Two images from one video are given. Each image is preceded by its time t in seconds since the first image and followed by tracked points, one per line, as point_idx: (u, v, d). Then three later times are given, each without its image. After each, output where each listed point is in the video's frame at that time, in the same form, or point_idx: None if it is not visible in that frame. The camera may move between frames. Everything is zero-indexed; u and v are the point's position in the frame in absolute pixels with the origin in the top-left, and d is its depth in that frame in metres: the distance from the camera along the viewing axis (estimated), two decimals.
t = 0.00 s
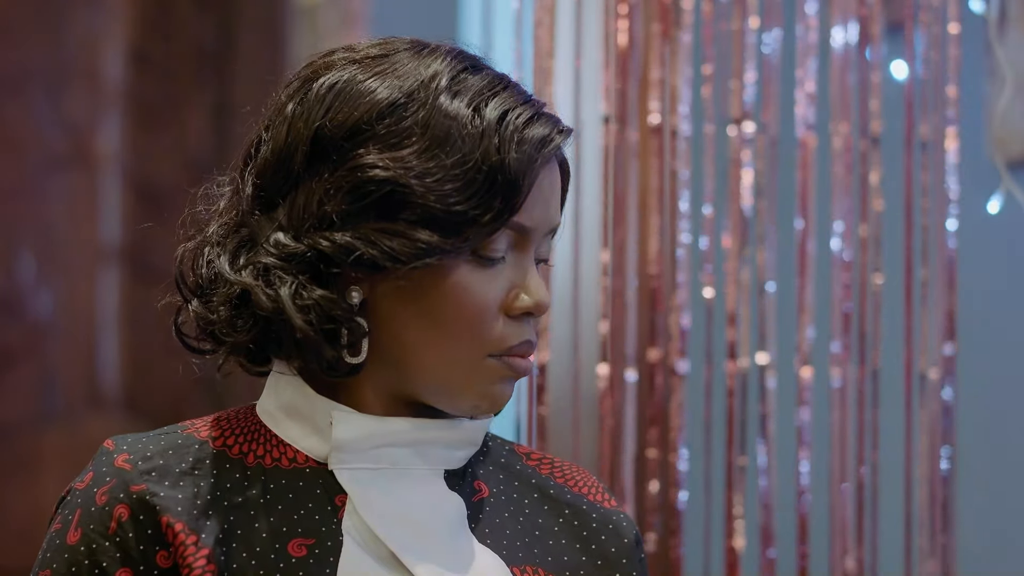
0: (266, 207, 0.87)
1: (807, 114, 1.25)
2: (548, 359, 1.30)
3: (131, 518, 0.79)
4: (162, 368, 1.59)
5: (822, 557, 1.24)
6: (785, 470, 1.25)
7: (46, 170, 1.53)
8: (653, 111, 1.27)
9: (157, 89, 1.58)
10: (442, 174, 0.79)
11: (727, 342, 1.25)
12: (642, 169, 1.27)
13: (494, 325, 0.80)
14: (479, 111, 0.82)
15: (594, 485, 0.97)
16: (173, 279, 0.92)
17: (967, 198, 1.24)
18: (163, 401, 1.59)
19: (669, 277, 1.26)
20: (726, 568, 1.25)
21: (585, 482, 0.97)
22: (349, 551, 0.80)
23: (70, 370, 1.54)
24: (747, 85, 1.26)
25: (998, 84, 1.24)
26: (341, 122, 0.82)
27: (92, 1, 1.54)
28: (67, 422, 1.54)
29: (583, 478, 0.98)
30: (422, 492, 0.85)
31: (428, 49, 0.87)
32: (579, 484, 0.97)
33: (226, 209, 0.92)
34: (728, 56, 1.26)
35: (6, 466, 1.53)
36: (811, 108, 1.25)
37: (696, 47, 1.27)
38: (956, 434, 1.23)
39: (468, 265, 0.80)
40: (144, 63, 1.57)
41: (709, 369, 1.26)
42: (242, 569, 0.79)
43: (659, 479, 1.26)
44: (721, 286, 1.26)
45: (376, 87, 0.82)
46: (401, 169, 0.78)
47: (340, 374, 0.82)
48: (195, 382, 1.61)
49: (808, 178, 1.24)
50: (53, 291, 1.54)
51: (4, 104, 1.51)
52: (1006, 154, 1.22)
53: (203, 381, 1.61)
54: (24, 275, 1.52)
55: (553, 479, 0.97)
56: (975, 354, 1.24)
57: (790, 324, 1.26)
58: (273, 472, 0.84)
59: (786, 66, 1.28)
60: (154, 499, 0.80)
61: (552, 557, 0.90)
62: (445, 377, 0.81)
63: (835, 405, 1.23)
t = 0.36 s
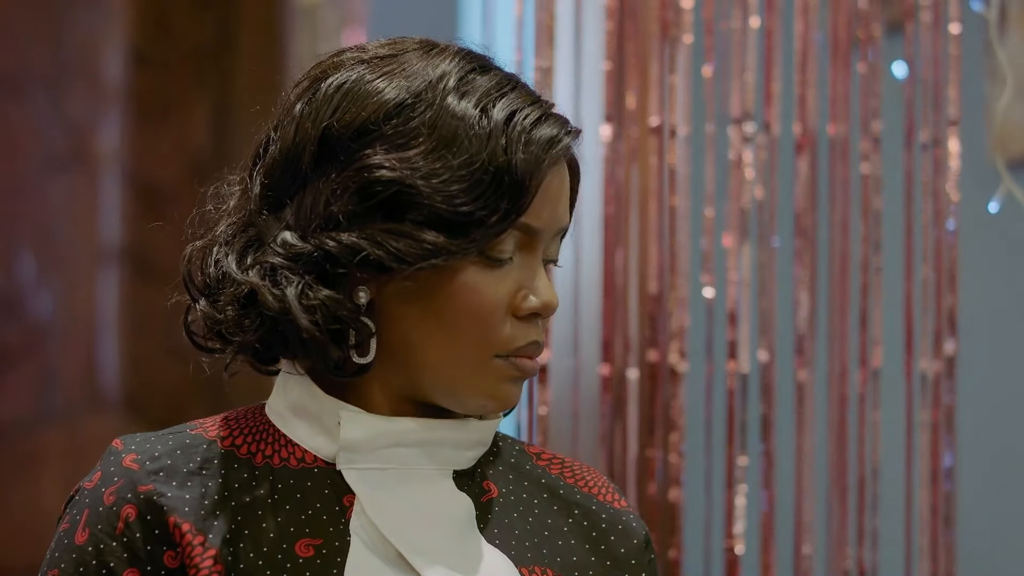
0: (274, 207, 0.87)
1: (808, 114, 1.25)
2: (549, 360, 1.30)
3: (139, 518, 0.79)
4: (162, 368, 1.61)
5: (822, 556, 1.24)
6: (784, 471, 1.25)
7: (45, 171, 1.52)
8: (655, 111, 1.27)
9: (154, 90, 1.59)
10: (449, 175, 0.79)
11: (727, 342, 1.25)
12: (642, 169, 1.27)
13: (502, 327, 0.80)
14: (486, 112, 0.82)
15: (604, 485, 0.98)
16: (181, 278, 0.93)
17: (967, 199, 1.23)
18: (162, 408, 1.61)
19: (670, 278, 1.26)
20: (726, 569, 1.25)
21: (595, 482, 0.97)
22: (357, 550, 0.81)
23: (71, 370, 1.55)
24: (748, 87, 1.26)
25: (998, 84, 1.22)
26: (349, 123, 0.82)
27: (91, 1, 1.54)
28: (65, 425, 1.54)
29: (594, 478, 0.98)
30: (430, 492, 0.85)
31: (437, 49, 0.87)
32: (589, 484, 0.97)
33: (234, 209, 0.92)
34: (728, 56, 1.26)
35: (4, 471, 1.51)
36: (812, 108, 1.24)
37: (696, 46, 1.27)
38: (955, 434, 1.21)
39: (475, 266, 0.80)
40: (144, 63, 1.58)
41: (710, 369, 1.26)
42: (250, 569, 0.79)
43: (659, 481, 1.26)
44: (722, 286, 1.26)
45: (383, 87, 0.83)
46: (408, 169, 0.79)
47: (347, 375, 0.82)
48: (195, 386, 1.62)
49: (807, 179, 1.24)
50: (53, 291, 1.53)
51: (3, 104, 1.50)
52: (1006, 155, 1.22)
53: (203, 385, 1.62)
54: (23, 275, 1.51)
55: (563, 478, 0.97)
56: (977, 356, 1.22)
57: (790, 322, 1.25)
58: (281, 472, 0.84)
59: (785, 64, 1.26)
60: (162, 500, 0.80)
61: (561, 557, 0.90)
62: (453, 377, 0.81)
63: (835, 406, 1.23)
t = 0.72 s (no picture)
0: (281, 208, 0.87)
1: (808, 114, 1.25)
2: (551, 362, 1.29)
3: (148, 517, 0.80)
4: (161, 366, 1.60)
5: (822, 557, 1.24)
6: (784, 471, 1.25)
7: (45, 171, 1.53)
8: (655, 111, 1.27)
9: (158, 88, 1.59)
10: (456, 176, 0.79)
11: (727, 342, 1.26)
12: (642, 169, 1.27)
13: (509, 328, 0.81)
14: (493, 113, 0.83)
15: (609, 486, 0.98)
16: (188, 278, 0.93)
17: (969, 197, 1.23)
18: (164, 399, 1.60)
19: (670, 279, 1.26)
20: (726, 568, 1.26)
21: (600, 483, 0.98)
22: (363, 550, 0.81)
23: (72, 370, 1.55)
24: (748, 87, 1.26)
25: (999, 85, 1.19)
26: (356, 124, 0.82)
27: (91, 1, 1.54)
28: (62, 427, 1.55)
29: (599, 479, 0.99)
30: (437, 492, 0.85)
31: (444, 50, 0.87)
32: (594, 485, 0.98)
33: (241, 209, 0.93)
34: (728, 56, 1.27)
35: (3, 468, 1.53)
36: (812, 109, 1.25)
37: (696, 46, 1.27)
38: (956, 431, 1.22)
39: (482, 268, 0.80)
40: (144, 62, 1.58)
41: (710, 369, 1.26)
42: (258, 569, 0.79)
43: (658, 480, 1.26)
44: (721, 285, 1.26)
45: (391, 88, 0.83)
46: (415, 170, 0.79)
47: (355, 375, 0.83)
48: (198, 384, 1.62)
49: (807, 180, 1.24)
50: (52, 291, 1.53)
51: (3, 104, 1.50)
52: (1006, 155, 1.19)
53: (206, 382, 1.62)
54: (23, 275, 1.51)
55: (568, 480, 0.97)
56: (976, 354, 1.22)
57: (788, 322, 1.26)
58: (289, 472, 0.84)
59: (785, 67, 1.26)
60: (171, 499, 0.80)
61: (566, 558, 0.90)
62: (459, 378, 0.82)
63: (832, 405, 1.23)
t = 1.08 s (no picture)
0: (282, 208, 0.88)
1: (807, 114, 1.25)
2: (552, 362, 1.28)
3: (149, 516, 0.80)
4: (163, 367, 1.60)
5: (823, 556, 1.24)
6: (785, 471, 1.25)
7: (44, 170, 1.53)
8: (655, 111, 1.27)
9: (157, 89, 1.59)
10: (457, 176, 0.79)
11: (728, 342, 1.25)
12: (642, 169, 1.27)
13: (510, 328, 0.81)
14: (494, 113, 0.83)
15: (611, 485, 0.98)
16: (189, 279, 0.93)
17: (967, 198, 1.24)
18: (164, 404, 1.60)
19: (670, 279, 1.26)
20: (727, 569, 1.25)
21: (602, 482, 0.98)
22: (365, 548, 0.81)
23: (72, 370, 1.55)
24: (749, 88, 1.26)
25: (999, 85, 1.23)
26: (357, 124, 0.82)
27: (92, 2, 1.54)
28: (65, 429, 1.55)
29: (601, 478, 0.99)
30: (438, 491, 0.86)
31: (445, 51, 0.88)
32: (596, 484, 0.98)
33: (242, 209, 0.93)
34: (727, 56, 1.26)
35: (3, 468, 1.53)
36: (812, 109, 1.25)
37: (696, 46, 1.27)
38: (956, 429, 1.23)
39: (482, 267, 0.80)
40: (144, 62, 1.58)
41: (710, 369, 1.26)
42: (259, 568, 0.79)
43: (658, 481, 1.26)
44: (721, 286, 1.26)
45: (391, 88, 0.83)
46: (416, 170, 0.79)
47: (356, 375, 0.83)
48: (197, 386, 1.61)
49: (806, 180, 1.24)
50: (52, 291, 1.53)
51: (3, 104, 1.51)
52: (1006, 154, 1.23)
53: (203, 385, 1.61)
54: (23, 276, 1.52)
55: (570, 478, 0.98)
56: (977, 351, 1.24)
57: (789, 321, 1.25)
58: (289, 471, 0.85)
59: (785, 67, 1.26)
60: (172, 498, 0.81)
61: (569, 557, 0.91)
62: (459, 377, 0.82)
63: (830, 407, 1.24)
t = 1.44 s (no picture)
0: (283, 208, 0.88)
1: (806, 114, 1.25)
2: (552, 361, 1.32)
3: (150, 514, 0.80)
4: (163, 366, 1.61)
5: (821, 556, 1.24)
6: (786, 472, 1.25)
7: (43, 170, 1.53)
8: (655, 110, 1.28)
9: (158, 89, 1.60)
10: (458, 176, 0.79)
11: (729, 341, 1.26)
12: (642, 168, 1.28)
13: (511, 328, 0.81)
14: (495, 114, 0.83)
15: (612, 483, 0.99)
16: (190, 279, 0.93)
17: (964, 197, 1.22)
18: (165, 403, 1.61)
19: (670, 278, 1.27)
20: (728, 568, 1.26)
21: (603, 480, 0.99)
22: (366, 548, 0.81)
23: (73, 369, 1.55)
24: (749, 87, 1.26)
25: (998, 85, 1.21)
26: (358, 124, 0.82)
27: (92, 2, 1.54)
28: (67, 422, 1.55)
29: (602, 476, 0.99)
30: (439, 490, 0.86)
31: (446, 51, 0.88)
32: (597, 482, 0.98)
33: (243, 210, 0.93)
34: (727, 56, 1.26)
35: (4, 467, 1.53)
36: (811, 108, 1.24)
37: (696, 46, 1.27)
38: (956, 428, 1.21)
39: (484, 267, 0.80)
40: (144, 61, 1.59)
41: (710, 369, 1.26)
42: (261, 565, 0.80)
43: (660, 479, 1.28)
44: (721, 287, 1.26)
45: (393, 89, 0.83)
46: (417, 170, 0.79)
47: (356, 375, 0.83)
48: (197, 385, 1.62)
49: (805, 180, 1.24)
50: (52, 291, 1.54)
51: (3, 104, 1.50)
52: (1006, 154, 1.20)
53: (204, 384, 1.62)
54: (24, 275, 1.52)
55: (571, 477, 0.98)
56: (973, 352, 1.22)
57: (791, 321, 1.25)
58: (291, 470, 0.85)
59: (785, 66, 1.26)
60: (174, 496, 0.81)
61: (570, 554, 0.91)
62: (460, 377, 0.82)
63: (833, 402, 1.23)
